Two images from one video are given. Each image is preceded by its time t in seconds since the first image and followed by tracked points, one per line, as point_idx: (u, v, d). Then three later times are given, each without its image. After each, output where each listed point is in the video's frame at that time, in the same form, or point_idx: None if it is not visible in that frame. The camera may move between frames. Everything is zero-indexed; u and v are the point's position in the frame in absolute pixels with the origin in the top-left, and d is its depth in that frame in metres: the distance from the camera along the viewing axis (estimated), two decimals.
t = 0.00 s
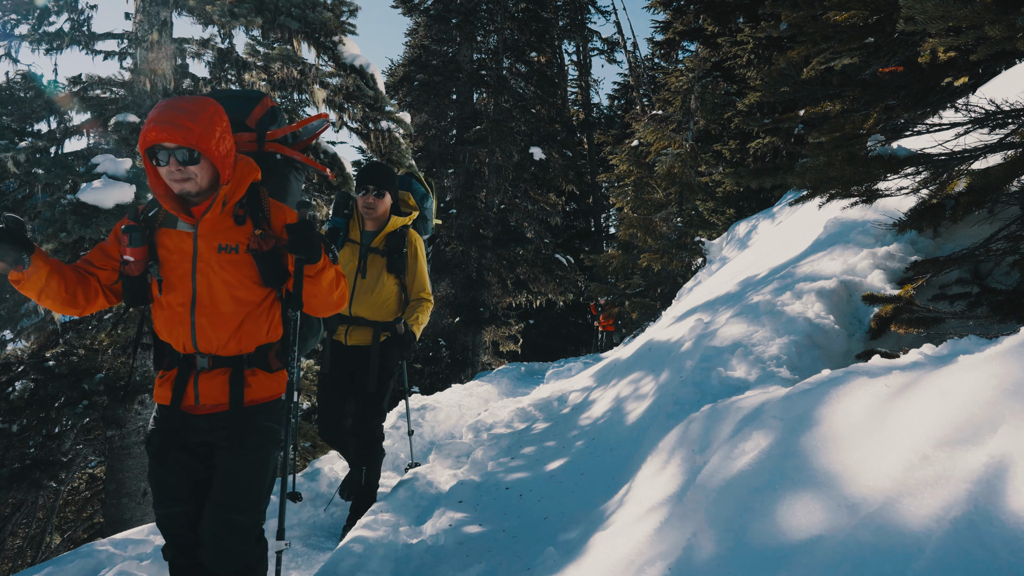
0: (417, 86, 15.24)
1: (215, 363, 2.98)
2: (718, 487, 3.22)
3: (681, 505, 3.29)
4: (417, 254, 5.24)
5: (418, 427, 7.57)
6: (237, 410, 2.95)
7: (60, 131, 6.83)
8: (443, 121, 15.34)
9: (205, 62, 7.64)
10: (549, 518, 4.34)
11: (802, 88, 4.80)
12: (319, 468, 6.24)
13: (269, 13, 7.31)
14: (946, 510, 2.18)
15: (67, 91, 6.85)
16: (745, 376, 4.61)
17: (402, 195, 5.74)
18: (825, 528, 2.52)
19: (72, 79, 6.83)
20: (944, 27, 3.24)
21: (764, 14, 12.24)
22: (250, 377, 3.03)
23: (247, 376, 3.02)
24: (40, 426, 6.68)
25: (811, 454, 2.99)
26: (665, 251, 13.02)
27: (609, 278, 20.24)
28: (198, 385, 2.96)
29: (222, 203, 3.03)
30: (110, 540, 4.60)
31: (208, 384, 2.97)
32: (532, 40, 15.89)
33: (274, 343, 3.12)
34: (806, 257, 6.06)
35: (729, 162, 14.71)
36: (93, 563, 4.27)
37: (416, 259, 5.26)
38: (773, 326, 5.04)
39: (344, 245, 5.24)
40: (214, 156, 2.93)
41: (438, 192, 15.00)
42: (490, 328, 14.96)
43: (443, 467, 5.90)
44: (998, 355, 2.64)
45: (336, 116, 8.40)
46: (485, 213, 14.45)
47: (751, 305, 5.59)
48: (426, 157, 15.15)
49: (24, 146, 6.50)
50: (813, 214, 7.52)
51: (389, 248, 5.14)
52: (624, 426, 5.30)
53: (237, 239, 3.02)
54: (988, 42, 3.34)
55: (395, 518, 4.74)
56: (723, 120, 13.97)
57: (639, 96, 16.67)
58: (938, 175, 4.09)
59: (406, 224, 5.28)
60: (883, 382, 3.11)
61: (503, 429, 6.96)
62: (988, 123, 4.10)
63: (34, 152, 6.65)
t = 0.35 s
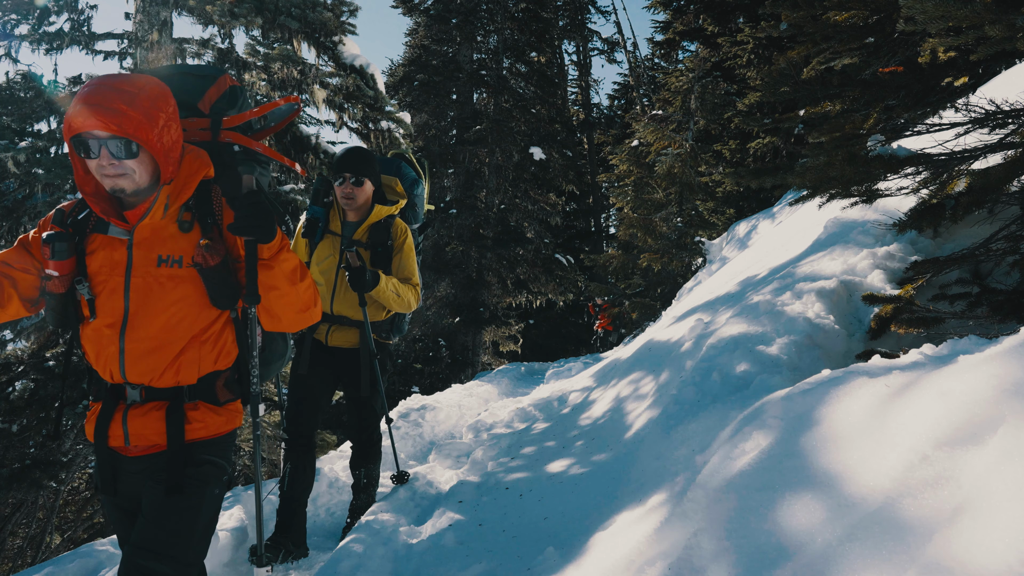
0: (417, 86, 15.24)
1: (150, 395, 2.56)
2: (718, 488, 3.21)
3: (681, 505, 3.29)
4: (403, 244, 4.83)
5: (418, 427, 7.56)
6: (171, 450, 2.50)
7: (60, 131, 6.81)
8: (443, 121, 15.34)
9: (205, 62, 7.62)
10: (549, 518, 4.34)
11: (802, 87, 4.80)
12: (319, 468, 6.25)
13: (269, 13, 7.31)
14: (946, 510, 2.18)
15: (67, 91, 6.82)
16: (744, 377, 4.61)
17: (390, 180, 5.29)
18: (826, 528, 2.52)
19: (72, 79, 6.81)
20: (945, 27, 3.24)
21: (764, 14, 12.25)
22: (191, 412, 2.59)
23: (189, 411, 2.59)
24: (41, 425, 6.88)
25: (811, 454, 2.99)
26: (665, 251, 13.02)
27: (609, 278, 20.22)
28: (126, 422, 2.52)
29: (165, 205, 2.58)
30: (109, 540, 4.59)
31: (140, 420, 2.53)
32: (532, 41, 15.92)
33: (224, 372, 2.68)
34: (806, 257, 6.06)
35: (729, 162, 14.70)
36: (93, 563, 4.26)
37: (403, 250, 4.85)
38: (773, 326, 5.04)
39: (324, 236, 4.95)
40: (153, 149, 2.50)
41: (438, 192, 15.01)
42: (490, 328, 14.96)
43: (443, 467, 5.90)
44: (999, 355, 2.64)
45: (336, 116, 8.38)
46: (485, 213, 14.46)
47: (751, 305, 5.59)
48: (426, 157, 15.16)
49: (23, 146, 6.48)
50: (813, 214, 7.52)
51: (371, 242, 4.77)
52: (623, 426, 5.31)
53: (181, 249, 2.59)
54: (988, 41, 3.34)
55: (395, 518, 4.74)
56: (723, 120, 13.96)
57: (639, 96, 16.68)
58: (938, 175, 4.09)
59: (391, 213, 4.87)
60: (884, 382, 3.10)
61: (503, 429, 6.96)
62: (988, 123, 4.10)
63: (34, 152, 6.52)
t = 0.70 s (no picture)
0: (417, 86, 15.23)
1: (57, 395, 1.98)
2: (718, 488, 3.21)
3: (681, 506, 3.29)
4: (357, 245, 4.25)
5: (418, 427, 7.55)
6: (102, 471, 1.99)
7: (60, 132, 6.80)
8: (443, 121, 15.35)
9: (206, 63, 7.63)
10: (549, 518, 4.35)
11: (802, 87, 4.79)
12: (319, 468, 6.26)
13: (269, 13, 7.30)
14: (946, 510, 2.18)
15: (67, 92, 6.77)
16: (745, 376, 4.61)
17: (335, 171, 4.70)
18: (826, 528, 2.52)
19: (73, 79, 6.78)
20: (944, 27, 3.24)
21: (764, 15, 12.26)
22: (115, 419, 2.05)
23: (110, 417, 2.04)
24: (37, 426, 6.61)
25: (811, 454, 2.99)
26: (665, 251, 13.02)
27: (609, 278, 20.22)
28: (23, 431, 1.95)
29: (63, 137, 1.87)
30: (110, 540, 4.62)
31: (43, 428, 1.96)
32: (532, 40, 15.94)
33: (158, 364, 2.13)
34: (806, 257, 6.06)
35: (729, 162, 14.69)
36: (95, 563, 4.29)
37: (357, 250, 4.26)
38: (773, 326, 5.04)
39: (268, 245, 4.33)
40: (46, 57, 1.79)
41: (439, 192, 15.02)
42: (490, 328, 14.96)
43: (443, 468, 5.91)
44: (999, 355, 2.63)
45: (336, 116, 8.35)
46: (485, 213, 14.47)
47: (752, 305, 5.59)
48: (426, 157, 15.16)
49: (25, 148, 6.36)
50: (813, 214, 7.52)
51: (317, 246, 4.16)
52: (624, 426, 5.31)
53: (89, 199, 1.94)
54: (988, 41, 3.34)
55: (395, 518, 4.75)
56: (724, 120, 13.96)
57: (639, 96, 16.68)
58: (938, 175, 4.10)
59: (338, 208, 4.21)
60: (884, 382, 3.10)
61: (504, 429, 6.95)
62: (988, 123, 4.10)
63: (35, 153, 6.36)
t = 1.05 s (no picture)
0: (418, 86, 15.20)
1: None
2: (719, 488, 3.21)
3: (682, 506, 3.29)
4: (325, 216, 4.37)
5: (418, 427, 7.54)
6: None
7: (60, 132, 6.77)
8: (443, 121, 15.32)
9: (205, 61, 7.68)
10: (550, 518, 4.35)
11: (802, 87, 4.82)
12: (319, 468, 6.27)
13: (270, 13, 7.29)
14: (947, 510, 2.19)
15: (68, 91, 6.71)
16: (745, 377, 4.61)
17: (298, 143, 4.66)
18: (827, 528, 2.52)
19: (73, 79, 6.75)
20: (945, 27, 3.23)
21: (764, 15, 12.25)
22: None
23: None
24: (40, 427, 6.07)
25: (812, 454, 2.99)
26: (665, 252, 12.99)
27: (609, 278, 20.19)
28: None
29: None
30: (109, 540, 4.62)
31: None
32: (533, 41, 15.97)
33: None
34: (806, 257, 6.06)
35: (729, 162, 14.67)
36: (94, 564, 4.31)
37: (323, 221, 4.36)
38: (774, 327, 5.04)
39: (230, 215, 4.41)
40: None
41: (439, 192, 15.03)
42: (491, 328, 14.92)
43: (443, 467, 5.91)
44: (1001, 357, 2.64)
45: (337, 116, 8.32)
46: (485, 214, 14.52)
47: (752, 306, 5.59)
48: (426, 157, 15.13)
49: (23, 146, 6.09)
50: (813, 214, 7.52)
51: (281, 219, 4.26)
52: (624, 427, 5.31)
53: None
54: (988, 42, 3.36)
55: (396, 518, 4.78)
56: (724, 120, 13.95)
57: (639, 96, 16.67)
58: (938, 175, 4.09)
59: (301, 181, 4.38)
60: (885, 383, 3.10)
61: (504, 429, 6.95)
62: (988, 123, 4.10)
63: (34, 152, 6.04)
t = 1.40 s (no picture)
0: (418, 86, 15.17)
1: None
2: (720, 488, 3.21)
3: (683, 506, 3.29)
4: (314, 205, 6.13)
5: (419, 428, 7.53)
6: None
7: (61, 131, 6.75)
8: (444, 121, 15.30)
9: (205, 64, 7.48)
10: (550, 519, 4.35)
11: (803, 87, 4.82)
12: (320, 468, 6.27)
13: (271, 13, 7.28)
14: (948, 510, 2.18)
15: (68, 92, 6.69)
16: (746, 377, 4.60)
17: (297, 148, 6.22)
18: (828, 528, 2.52)
19: (74, 79, 6.75)
20: (946, 27, 3.19)
21: (764, 15, 12.23)
22: None
23: None
24: (41, 427, 6.06)
25: (813, 455, 2.98)
26: (666, 252, 12.96)
27: (610, 278, 20.12)
28: None
29: None
30: (110, 540, 4.63)
31: None
32: (533, 41, 15.97)
33: None
34: (808, 257, 6.05)
35: (730, 162, 14.64)
36: (94, 565, 4.33)
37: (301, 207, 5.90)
38: (775, 327, 5.03)
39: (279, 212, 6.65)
40: None
41: (440, 192, 15.03)
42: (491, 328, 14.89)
43: (444, 468, 5.91)
44: (1003, 357, 2.63)
45: (337, 116, 8.30)
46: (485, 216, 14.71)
47: (753, 306, 5.58)
48: (427, 157, 15.10)
49: (25, 146, 6.04)
50: (814, 214, 7.52)
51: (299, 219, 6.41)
52: (625, 427, 5.31)
53: None
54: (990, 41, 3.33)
55: (397, 518, 4.79)
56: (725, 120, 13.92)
57: (639, 96, 16.64)
58: (939, 175, 4.08)
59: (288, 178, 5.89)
60: (887, 383, 3.09)
61: (505, 430, 6.95)
62: (989, 123, 4.07)
63: (35, 153, 6.13)
